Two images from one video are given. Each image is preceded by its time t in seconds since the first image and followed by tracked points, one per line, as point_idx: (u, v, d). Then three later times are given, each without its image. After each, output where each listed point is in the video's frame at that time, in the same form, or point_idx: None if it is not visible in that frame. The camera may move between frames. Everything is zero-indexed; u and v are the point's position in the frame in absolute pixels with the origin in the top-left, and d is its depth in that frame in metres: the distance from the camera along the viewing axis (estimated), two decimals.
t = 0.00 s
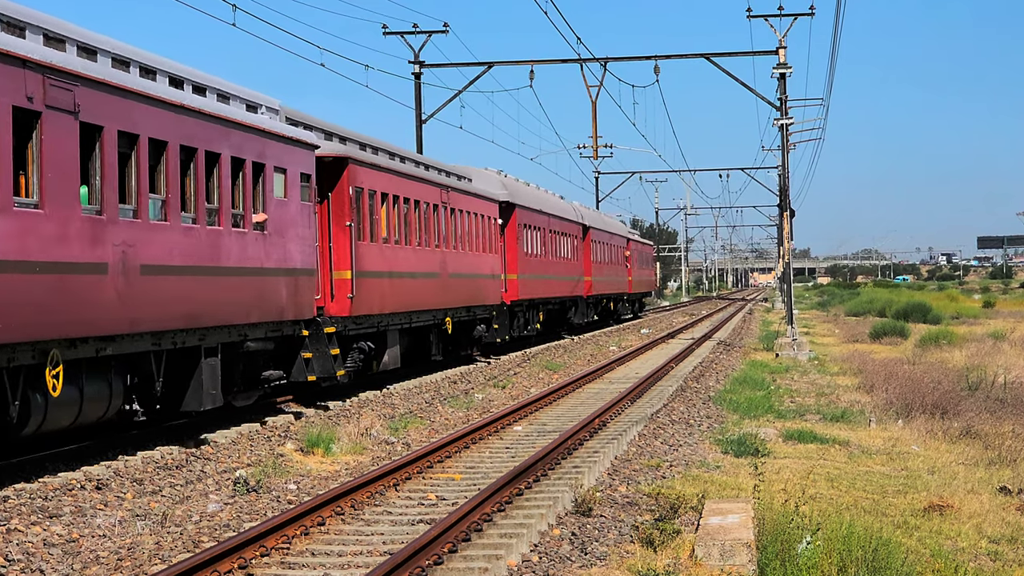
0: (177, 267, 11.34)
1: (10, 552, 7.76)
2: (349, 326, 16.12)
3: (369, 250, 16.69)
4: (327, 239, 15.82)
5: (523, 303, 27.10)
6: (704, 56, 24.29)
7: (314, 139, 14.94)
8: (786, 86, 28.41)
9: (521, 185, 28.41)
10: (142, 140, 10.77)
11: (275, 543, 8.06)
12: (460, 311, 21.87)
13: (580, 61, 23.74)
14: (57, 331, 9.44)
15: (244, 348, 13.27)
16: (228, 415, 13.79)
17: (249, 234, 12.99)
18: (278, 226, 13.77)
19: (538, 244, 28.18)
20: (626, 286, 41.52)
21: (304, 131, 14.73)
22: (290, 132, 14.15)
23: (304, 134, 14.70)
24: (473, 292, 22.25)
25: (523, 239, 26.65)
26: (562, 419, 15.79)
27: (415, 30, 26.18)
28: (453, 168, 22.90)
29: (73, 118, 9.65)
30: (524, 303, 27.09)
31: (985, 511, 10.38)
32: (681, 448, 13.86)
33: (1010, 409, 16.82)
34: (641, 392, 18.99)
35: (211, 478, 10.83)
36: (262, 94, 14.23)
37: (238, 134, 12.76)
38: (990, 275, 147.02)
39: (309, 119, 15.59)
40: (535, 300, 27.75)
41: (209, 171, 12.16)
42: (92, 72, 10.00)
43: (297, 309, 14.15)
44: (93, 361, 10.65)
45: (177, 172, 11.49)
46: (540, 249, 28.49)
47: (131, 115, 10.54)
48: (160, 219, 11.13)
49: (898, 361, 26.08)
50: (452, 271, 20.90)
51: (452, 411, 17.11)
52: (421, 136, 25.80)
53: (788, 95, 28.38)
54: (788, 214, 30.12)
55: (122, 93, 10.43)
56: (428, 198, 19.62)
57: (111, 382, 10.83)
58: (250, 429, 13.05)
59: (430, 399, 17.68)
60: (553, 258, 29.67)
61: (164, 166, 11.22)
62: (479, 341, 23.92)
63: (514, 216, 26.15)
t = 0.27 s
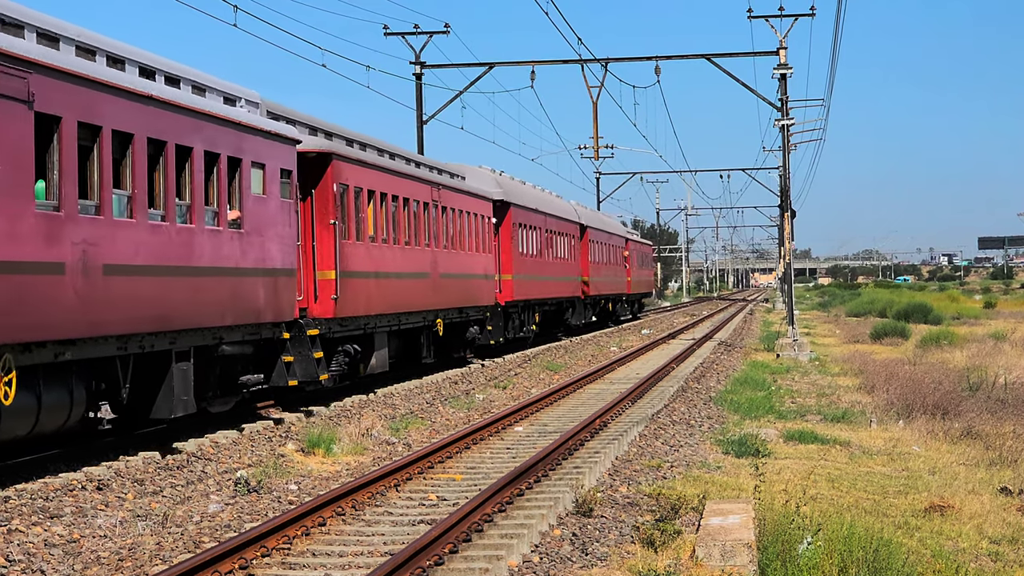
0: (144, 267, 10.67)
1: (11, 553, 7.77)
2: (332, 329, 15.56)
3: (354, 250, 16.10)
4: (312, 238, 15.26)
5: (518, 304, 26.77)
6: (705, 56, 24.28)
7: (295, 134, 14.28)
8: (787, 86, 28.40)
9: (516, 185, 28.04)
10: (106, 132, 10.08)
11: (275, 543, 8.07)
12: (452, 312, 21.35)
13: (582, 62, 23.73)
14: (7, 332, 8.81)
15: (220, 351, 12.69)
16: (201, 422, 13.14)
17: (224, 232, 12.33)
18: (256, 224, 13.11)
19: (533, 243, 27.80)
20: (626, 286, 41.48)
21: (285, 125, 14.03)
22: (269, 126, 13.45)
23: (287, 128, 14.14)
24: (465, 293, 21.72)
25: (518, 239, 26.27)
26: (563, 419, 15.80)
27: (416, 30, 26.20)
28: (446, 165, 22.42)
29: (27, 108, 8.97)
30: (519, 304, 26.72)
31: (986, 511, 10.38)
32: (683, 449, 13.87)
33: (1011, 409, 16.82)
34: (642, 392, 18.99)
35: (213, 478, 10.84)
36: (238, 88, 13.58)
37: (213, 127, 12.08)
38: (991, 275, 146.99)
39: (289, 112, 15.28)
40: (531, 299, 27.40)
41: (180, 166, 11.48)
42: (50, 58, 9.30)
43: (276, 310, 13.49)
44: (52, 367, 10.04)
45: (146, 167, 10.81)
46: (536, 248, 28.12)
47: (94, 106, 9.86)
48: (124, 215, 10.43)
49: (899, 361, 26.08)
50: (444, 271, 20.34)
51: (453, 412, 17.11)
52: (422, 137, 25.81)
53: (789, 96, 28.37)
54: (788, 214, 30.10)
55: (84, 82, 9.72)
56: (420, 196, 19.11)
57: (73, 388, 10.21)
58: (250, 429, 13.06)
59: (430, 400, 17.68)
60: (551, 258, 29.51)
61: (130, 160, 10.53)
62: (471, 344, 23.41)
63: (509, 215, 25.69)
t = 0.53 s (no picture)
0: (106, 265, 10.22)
1: (12, 553, 7.78)
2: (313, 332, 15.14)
3: (337, 248, 15.81)
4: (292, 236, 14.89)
5: (513, 305, 26.46)
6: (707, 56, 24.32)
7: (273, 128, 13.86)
8: (789, 86, 28.39)
9: (511, 183, 27.75)
10: (64, 123, 9.65)
11: (277, 543, 8.08)
12: (442, 313, 21.02)
13: (583, 62, 23.75)
14: None
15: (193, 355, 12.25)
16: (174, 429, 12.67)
17: (195, 229, 11.89)
18: (230, 221, 12.66)
19: (528, 243, 27.63)
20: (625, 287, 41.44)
21: (262, 118, 13.64)
22: (246, 120, 13.04)
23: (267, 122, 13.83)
24: (455, 294, 21.42)
25: (511, 238, 25.93)
26: (565, 420, 15.81)
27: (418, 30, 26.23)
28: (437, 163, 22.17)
29: None
30: (512, 304, 26.44)
31: (988, 512, 10.38)
32: (684, 449, 13.87)
33: (1012, 410, 16.82)
34: (643, 392, 18.99)
35: (214, 479, 10.84)
36: (216, 79, 13.11)
37: (183, 119, 11.65)
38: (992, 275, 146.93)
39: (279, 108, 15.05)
40: (526, 299, 27.23)
41: (145, 160, 11.03)
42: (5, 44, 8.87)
43: (253, 313, 13.06)
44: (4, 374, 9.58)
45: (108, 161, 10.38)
46: (531, 248, 27.97)
47: (52, 96, 9.44)
48: (85, 212, 10.02)
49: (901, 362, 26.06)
50: (433, 271, 20.05)
51: (454, 412, 17.13)
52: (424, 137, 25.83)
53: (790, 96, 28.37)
54: (790, 214, 30.10)
55: (41, 71, 9.30)
56: (408, 194, 18.85)
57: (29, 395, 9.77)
58: (251, 430, 13.09)
59: (432, 400, 17.70)
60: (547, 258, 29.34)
61: (91, 153, 10.11)
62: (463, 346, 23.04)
63: (502, 214, 25.47)
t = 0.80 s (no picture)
0: (64, 265, 9.38)
1: (14, 553, 7.78)
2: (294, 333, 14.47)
3: (322, 246, 15.10)
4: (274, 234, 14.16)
5: (507, 305, 25.97)
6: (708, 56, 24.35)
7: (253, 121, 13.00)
8: (790, 86, 28.38)
9: (506, 180, 27.23)
10: (17, 110, 8.81)
11: (279, 543, 8.09)
12: (432, 313, 20.43)
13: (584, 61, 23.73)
14: None
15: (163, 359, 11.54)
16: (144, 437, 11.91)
17: (167, 228, 11.03)
18: (205, 219, 11.82)
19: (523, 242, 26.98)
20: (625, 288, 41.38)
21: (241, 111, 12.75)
22: (223, 112, 12.17)
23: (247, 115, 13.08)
24: (446, 294, 20.81)
25: (506, 237, 25.42)
26: (566, 420, 15.81)
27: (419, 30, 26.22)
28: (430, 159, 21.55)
29: None
30: (507, 305, 25.94)
31: (989, 511, 10.38)
32: (685, 449, 13.87)
33: (1013, 409, 16.83)
34: (644, 392, 18.98)
35: (215, 479, 10.84)
36: (190, 68, 12.22)
37: (155, 110, 10.80)
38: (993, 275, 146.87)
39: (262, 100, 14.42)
40: (521, 299, 26.78)
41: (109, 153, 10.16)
42: None
43: (229, 314, 12.21)
44: None
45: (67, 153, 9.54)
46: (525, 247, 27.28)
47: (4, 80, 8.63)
48: (40, 206, 9.15)
49: (902, 362, 26.05)
50: (423, 270, 19.39)
51: (455, 412, 17.12)
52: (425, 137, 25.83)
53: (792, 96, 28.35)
54: (791, 214, 30.09)
55: None
56: (398, 190, 18.19)
57: None
58: (252, 430, 13.08)
59: (433, 400, 17.71)
60: (543, 257, 28.95)
61: (47, 145, 9.25)
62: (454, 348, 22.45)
63: (497, 211, 24.82)
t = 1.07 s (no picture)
0: (15, 263, 8.80)
1: (15, 552, 7.78)
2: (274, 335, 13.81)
3: (303, 244, 14.33)
4: (252, 231, 13.45)
5: (502, 304, 25.45)
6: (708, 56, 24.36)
7: (229, 112, 12.42)
8: (791, 86, 28.36)
9: (502, 177, 26.64)
10: None
11: (280, 543, 8.09)
12: (423, 314, 19.75)
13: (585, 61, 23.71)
14: None
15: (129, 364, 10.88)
16: (110, 445, 11.31)
17: (131, 224, 10.43)
18: (173, 216, 11.20)
19: (519, 240, 26.54)
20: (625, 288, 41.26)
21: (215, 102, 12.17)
22: (196, 102, 11.62)
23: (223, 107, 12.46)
24: (439, 295, 20.11)
25: (501, 235, 24.86)
26: (567, 419, 15.80)
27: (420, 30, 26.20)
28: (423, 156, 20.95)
29: None
30: (502, 304, 25.33)
31: (990, 511, 10.37)
32: (686, 448, 13.87)
33: (1015, 408, 16.82)
34: (645, 392, 18.96)
35: (216, 479, 10.84)
36: (161, 57, 11.71)
37: (119, 100, 10.21)
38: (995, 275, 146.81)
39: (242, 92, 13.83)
40: (517, 299, 26.28)
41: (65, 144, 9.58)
42: None
43: (201, 316, 11.61)
44: None
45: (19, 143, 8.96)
46: (522, 245, 26.86)
47: None
48: None
49: (904, 361, 26.04)
50: (414, 269, 18.66)
51: (456, 412, 17.12)
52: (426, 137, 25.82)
53: (792, 95, 28.34)
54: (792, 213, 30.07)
55: None
56: (388, 187, 17.50)
57: None
58: (253, 430, 13.08)
59: (434, 399, 17.71)
60: (539, 256, 28.45)
61: None
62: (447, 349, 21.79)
63: (491, 208, 24.18)
